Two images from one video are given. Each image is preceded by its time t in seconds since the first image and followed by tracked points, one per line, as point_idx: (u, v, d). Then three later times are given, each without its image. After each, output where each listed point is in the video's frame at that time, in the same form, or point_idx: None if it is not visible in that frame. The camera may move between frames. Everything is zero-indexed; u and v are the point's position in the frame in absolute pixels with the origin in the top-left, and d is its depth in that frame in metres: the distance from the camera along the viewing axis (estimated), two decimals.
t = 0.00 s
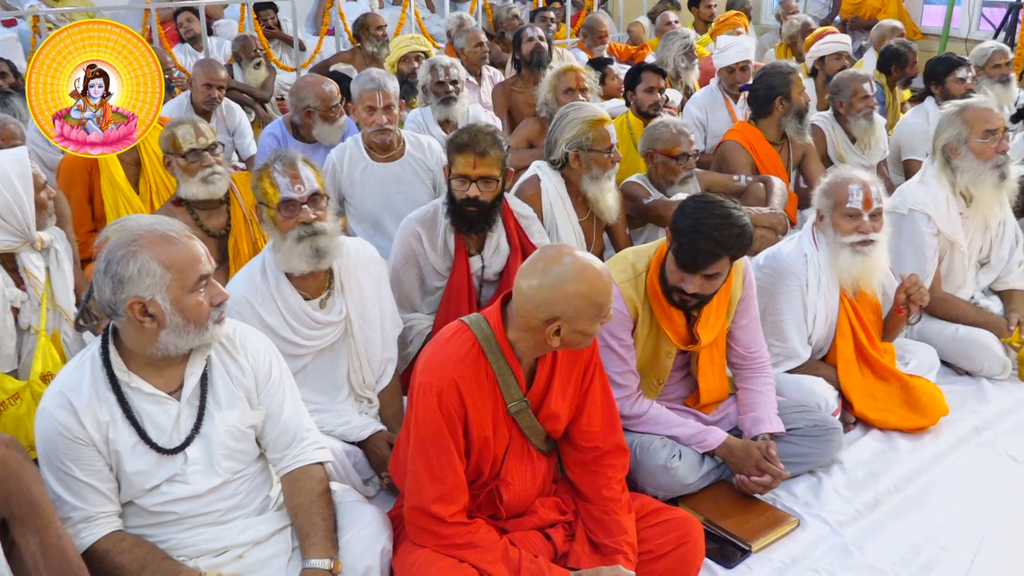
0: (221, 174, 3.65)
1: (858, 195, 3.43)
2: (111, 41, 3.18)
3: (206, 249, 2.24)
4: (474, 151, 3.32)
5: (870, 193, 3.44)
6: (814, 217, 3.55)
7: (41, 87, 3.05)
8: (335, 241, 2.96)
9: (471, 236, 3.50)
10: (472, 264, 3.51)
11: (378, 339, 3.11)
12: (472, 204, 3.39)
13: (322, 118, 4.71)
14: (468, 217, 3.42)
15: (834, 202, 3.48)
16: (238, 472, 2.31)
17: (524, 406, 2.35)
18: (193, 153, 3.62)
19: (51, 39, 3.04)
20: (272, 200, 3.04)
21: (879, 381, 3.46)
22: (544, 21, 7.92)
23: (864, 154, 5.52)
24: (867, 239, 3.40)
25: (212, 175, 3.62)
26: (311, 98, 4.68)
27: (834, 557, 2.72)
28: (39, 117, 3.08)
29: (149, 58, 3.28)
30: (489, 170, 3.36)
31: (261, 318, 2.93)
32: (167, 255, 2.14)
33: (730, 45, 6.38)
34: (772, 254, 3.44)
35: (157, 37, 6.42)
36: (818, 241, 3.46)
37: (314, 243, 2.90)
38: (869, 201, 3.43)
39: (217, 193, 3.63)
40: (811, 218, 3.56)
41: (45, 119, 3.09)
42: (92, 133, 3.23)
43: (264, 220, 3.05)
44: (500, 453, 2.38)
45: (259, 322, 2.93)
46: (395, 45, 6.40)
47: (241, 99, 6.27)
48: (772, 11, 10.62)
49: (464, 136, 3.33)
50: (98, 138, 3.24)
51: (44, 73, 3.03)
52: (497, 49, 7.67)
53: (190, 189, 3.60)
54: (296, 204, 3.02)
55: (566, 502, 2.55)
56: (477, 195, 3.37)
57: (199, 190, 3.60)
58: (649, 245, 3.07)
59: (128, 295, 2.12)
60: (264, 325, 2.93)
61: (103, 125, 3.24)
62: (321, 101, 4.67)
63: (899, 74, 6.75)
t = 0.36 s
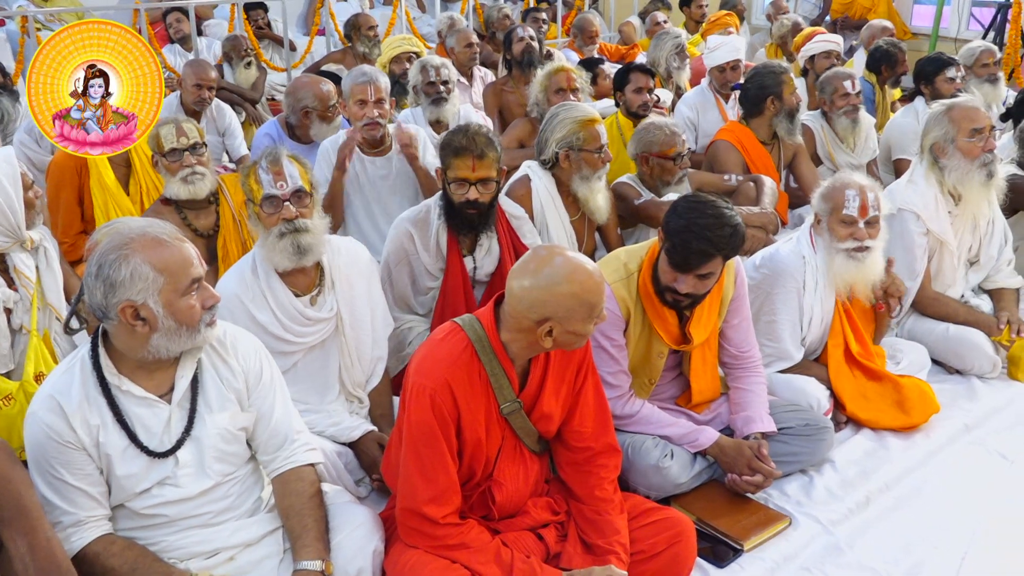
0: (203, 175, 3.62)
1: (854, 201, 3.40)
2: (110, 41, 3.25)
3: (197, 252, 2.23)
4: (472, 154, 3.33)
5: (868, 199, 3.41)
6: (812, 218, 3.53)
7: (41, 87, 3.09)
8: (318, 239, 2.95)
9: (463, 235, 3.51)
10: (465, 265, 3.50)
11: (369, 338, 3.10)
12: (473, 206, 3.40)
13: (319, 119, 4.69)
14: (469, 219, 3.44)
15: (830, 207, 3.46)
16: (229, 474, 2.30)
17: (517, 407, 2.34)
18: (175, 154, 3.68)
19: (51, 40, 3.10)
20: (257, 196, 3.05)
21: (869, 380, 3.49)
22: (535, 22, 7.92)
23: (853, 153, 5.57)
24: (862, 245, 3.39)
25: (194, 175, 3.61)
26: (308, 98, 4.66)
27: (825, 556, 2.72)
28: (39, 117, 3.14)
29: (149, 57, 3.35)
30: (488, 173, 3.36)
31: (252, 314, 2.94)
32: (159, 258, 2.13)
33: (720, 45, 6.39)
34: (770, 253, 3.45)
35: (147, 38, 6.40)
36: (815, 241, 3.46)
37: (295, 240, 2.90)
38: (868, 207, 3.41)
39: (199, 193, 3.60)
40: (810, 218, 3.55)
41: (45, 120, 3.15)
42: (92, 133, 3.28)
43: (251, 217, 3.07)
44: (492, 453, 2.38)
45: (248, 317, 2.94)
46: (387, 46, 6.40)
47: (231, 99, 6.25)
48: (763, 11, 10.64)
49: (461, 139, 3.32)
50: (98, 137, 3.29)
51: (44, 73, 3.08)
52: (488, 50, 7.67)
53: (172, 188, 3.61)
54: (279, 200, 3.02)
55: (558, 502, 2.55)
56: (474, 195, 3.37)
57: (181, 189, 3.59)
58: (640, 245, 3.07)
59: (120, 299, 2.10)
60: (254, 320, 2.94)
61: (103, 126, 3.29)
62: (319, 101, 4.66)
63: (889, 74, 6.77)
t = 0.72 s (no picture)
0: (197, 175, 3.60)
1: (844, 209, 3.38)
2: (110, 41, 3.22)
3: (190, 254, 2.22)
4: (467, 151, 3.32)
5: (858, 210, 3.38)
6: (807, 218, 3.54)
7: (41, 87, 3.07)
8: (311, 237, 2.95)
9: (457, 233, 3.51)
10: (458, 265, 3.52)
11: (361, 339, 3.10)
12: (467, 203, 3.38)
13: (315, 120, 4.68)
14: (464, 217, 3.43)
15: (824, 212, 3.44)
16: (220, 477, 2.30)
17: (509, 408, 2.35)
18: (169, 153, 3.63)
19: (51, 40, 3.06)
20: (252, 194, 3.04)
21: (860, 379, 3.49)
22: (526, 22, 7.92)
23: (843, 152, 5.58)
24: (846, 255, 3.36)
25: (187, 176, 3.58)
26: (305, 100, 4.65)
27: (816, 554, 2.73)
28: (39, 118, 3.11)
29: (148, 58, 3.34)
30: (483, 170, 3.36)
31: (246, 313, 2.94)
32: (152, 261, 2.13)
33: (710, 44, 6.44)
34: (763, 252, 3.46)
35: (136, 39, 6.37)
36: (807, 241, 3.47)
37: (289, 238, 2.89)
38: (857, 216, 3.38)
39: (192, 193, 3.58)
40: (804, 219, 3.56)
41: (45, 120, 3.12)
42: (92, 133, 3.26)
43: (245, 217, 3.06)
44: (483, 453, 2.38)
45: (242, 315, 2.94)
46: (379, 46, 6.40)
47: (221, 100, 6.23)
48: (753, 11, 10.67)
49: (453, 136, 3.32)
50: (98, 138, 3.26)
51: (44, 74, 3.05)
52: (478, 50, 7.67)
53: (165, 188, 3.59)
54: (274, 198, 3.03)
55: (550, 502, 2.55)
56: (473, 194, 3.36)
57: (174, 189, 3.57)
58: (631, 245, 3.07)
59: (113, 302, 2.09)
60: (248, 319, 2.94)
61: (103, 126, 3.26)
62: (316, 102, 4.65)
63: (879, 74, 6.79)
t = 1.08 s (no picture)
0: (192, 177, 3.57)
1: (841, 212, 3.40)
2: (110, 41, 3.15)
3: (180, 256, 2.21)
4: (451, 144, 3.34)
5: (855, 212, 3.40)
6: (800, 219, 3.55)
7: (41, 87, 3.00)
8: (303, 239, 2.94)
9: (446, 232, 3.50)
10: (448, 264, 3.52)
11: (354, 341, 3.09)
12: (450, 197, 3.37)
13: (308, 122, 4.68)
14: (446, 211, 3.40)
15: (820, 213, 3.44)
16: (212, 478, 2.29)
17: (498, 406, 2.35)
18: (166, 153, 3.58)
19: (51, 40, 3.00)
20: (244, 197, 3.03)
21: (851, 378, 3.50)
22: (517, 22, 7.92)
23: (834, 151, 5.60)
24: (841, 257, 3.38)
25: (182, 177, 3.54)
26: (299, 101, 4.64)
27: (808, 553, 2.74)
28: (39, 117, 3.03)
29: (149, 58, 3.24)
30: (466, 164, 3.38)
31: (237, 315, 2.93)
32: (142, 262, 2.12)
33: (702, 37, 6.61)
34: (755, 252, 3.47)
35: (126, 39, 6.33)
36: (800, 241, 3.48)
37: (281, 241, 2.88)
38: (852, 217, 3.40)
39: (186, 195, 3.55)
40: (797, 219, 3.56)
41: (45, 119, 3.04)
42: (92, 133, 3.13)
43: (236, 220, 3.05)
44: (473, 452, 2.37)
45: (233, 318, 2.93)
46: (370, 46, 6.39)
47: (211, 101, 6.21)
48: (743, 11, 10.71)
49: (440, 130, 3.35)
50: (98, 138, 3.14)
51: (44, 73, 2.99)
52: (469, 51, 7.67)
53: (159, 188, 3.55)
54: (266, 202, 3.01)
55: (542, 502, 2.55)
56: (453, 185, 3.35)
57: (169, 191, 3.53)
58: (623, 245, 3.08)
59: (102, 303, 2.09)
60: (239, 322, 2.93)
61: (103, 126, 3.14)
62: (309, 103, 4.65)
63: (869, 74, 6.82)
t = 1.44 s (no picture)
0: (184, 178, 3.55)
1: (839, 213, 3.40)
2: (111, 41, 3.12)
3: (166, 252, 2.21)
4: (433, 145, 3.33)
5: (852, 213, 3.42)
6: (795, 219, 3.55)
7: (41, 87, 2.97)
8: (293, 242, 2.93)
9: (438, 234, 3.51)
10: (438, 264, 3.52)
11: (345, 343, 3.09)
12: (432, 197, 3.37)
13: (302, 123, 4.67)
14: (428, 212, 3.41)
15: (817, 214, 3.45)
16: (205, 476, 2.29)
17: (487, 404, 2.35)
18: (156, 155, 3.56)
19: (51, 39, 2.97)
20: (232, 201, 3.01)
21: (843, 377, 3.51)
22: (507, 23, 7.91)
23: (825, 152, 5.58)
24: (838, 258, 3.40)
25: (173, 178, 3.53)
26: (293, 103, 4.63)
27: (800, 552, 2.74)
28: (39, 118, 3.01)
29: (148, 58, 3.22)
30: (447, 164, 3.36)
31: (227, 319, 2.92)
32: (130, 260, 2.11)
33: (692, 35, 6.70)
34: (749, 251, 3.47)
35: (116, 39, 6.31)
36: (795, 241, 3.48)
37: (270, 245, 2.87)
38: (848, 219, 3.41)
39: (178, 196, 3.54)
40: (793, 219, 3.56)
41: (45, 120, 3.02)
42: (92, 133, 3.12)
43: (227, 224, 3.03)
44: (463, 450, 2.38)
45: (224, 322, 2.92)
46: (361, 46, 6.38)
47: (202, 102, 6.19)
48: (734, 11, 10.73)
49: (423, 130, 3.35)
50: (98, 137, 3.14)
51: (44, 74, 2.96)
52: (461, 51, 7.67)
53: (150, 190, 3.54)
54: (254, 206, 2.99)
55: (534, 502, 2.55)
56: (434, 185, 3.35)
57: (160, 192, 3.52)
58: (614, 245, 3.08)
59: (92, 302, 2.07)
60: (230, 326, 2.92)
61: (103, 125, 3.14)
62: (304, 105, 4.64)
63: (860, 73, 6.84)
